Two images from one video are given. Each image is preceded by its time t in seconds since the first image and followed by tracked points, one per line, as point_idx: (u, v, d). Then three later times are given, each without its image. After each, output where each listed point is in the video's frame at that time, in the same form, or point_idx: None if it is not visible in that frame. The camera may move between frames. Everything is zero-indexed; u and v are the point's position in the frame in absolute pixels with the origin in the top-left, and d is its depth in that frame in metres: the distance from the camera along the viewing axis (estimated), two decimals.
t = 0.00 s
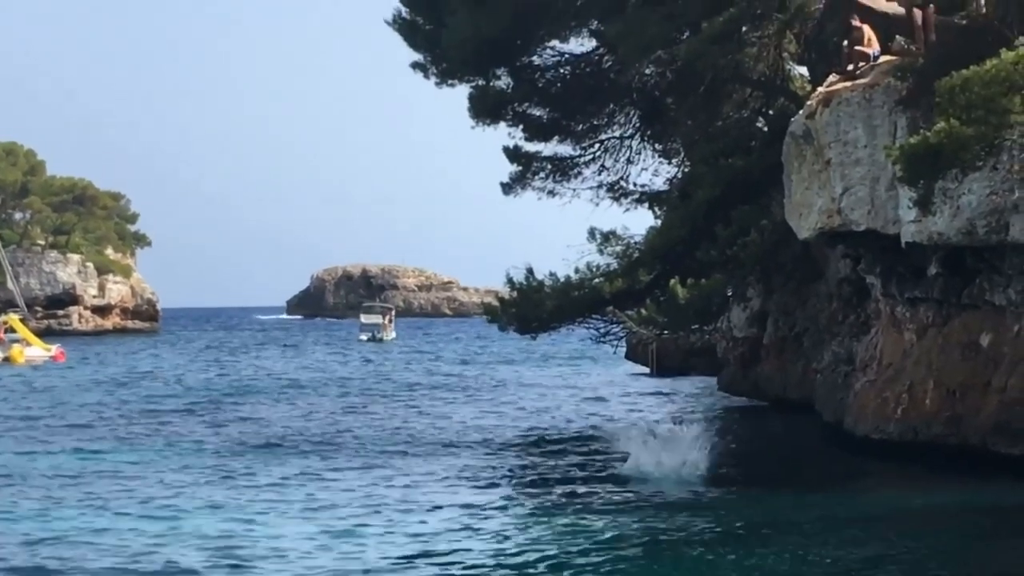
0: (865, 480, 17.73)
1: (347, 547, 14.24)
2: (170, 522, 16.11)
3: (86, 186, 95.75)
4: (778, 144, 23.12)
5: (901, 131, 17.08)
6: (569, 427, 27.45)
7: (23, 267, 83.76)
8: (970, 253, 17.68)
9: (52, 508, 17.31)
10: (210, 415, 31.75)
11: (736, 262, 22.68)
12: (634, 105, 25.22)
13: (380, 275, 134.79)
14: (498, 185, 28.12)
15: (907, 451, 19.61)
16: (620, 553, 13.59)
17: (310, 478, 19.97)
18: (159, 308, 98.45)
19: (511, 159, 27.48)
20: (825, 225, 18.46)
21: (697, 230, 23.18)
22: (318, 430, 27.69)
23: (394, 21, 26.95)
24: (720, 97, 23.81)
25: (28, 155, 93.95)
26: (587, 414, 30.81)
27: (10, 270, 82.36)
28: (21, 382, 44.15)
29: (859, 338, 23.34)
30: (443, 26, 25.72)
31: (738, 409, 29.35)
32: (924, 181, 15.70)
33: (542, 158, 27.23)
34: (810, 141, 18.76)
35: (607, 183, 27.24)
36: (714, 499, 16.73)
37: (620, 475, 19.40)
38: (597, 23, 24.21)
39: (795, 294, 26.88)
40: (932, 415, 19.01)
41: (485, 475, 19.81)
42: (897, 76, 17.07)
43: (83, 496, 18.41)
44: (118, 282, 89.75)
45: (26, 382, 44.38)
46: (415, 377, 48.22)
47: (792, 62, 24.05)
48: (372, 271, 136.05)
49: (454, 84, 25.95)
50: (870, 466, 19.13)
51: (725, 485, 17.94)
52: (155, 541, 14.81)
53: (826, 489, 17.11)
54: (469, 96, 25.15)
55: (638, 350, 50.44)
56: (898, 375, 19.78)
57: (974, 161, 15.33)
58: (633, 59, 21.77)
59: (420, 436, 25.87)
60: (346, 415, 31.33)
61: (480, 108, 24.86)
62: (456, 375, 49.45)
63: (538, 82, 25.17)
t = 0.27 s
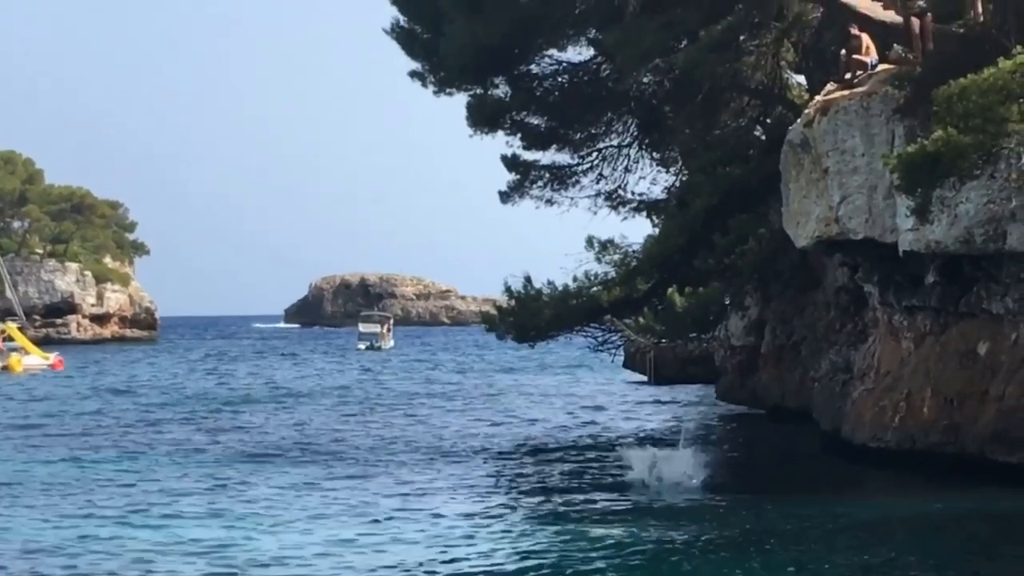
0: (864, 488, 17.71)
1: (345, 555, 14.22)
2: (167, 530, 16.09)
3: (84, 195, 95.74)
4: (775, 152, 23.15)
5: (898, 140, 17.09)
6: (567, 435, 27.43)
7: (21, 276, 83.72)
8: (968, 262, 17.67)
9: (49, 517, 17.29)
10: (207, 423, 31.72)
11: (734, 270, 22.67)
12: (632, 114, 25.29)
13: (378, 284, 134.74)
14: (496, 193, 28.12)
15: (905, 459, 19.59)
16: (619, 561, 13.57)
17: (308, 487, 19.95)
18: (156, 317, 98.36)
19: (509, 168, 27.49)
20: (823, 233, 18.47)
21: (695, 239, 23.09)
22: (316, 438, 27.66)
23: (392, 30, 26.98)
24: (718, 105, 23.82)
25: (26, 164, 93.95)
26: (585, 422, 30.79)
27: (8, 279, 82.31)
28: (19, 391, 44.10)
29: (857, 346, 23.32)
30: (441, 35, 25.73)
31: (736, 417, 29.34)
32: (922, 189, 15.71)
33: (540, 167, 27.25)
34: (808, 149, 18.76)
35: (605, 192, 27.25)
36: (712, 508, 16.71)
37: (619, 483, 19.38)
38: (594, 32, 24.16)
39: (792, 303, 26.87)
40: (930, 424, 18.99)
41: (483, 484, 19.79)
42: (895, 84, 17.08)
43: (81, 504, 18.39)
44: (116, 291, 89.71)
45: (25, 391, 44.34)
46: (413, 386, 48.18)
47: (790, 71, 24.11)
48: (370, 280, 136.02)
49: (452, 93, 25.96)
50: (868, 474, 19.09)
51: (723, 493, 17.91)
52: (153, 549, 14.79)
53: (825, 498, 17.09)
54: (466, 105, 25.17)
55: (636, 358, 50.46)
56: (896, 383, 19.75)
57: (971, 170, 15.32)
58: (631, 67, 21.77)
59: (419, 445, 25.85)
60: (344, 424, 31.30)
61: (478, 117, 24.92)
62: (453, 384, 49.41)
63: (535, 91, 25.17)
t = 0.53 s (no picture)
0: (862, 497, 17.72)
1: (342, 564, 14.21)
2: (165, 539, 16.08)
3: (83, 204, 95.72)
4: (774, 161, 23.19)
5: (896, 149, 17.11)
6: (565, 444, 27.41)
7: (19, 284, 83.71)
8: (965, 271, 17.67)
9: (47, 526, 17.28)
10: (205, 432, 31.69)
11: (732, 279, 22.68)
12: (630, 122, 25.35)
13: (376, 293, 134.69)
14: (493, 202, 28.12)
15: (904, 468, 19.59)
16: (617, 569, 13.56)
17: (306, 495, 19.93)
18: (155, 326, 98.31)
19: (507, 177, 27.51)
20: (820, 242, 18.47)
21: (693, 248, 23.11)
22: (314, 447, 27.63)
23: (389, 38, 27.00)
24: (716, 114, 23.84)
25: (25, 173, 93.93)
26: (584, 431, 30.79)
27: (7, 288, 82.28)
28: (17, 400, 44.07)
29: (855, 355, 23.31)
30: (438, 44, 25.73)
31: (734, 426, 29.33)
32: (920, 198, 15.72)
33: (538, 176, 27.27)
34: (805, 158, 18.77)
35: (603, 201, 27.26)
36: (710, 516, 16.69)
37: (616, 492, 19.37)
38: (592, 40, 24.02)
39: (790, 311, 26.86)
40: (929, 432, 18.99)
41: (480, 492, 19.77)
42: (892, 93, 17.15)
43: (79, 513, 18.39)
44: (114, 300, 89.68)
45: (22, 400, 44.29)
46: (411, 394, 48.15)
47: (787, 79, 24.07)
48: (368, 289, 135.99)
49: (450, 102, 26.01)
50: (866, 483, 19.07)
51: (720, 502, 17.89)
52: (151, 557, 14.78)
53: (823, 506, 17.07)
54: (464, 114, 25.20)
55: (634, 366, 50.41)
56: (894, 392, 19.74)
57: (969, 179, 15.33)
58: (628, 76, 21.72)
59: (417, 454, 25.82)
60: (342, 433, 31.27)
61: (476, 127, 24.95)
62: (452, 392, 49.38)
63: (533, 100, 25.17)
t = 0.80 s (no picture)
0: (860, 505, 17.71)
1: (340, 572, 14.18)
2: (163, 548, 16.05)
3: (81, 213, 95.66)
4: (771, 170, 23.21)
5: (894, 157, 17.12)
6: (562, 453, 27.38)
7: (17, 293, 83.64)
8: (963, 280, 17.68)
9: (44, 535, 17.24)
10: (203, 441, 31.63)
11: (729, 287, 22.68)
12: (628, 131, 25.41)
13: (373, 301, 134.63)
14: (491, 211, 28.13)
15: (902, 476, 19.59)
16: None
17: (303, 504, 19.89)
18: (153, 334, 98.22)
19: (504, 185, 27.52)
20: (818, 251, 18.48)
21: (691, 256, 23.13)
22: (311, 456, 27.59)
23: (388, 47, 27.03)
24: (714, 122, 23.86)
25: (22, 181, 93.90)
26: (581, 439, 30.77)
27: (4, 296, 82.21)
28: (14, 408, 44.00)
29: (853, 364, 23.31)
30: (436, 53, 25.75)
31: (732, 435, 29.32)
32: (917, 207, 15.74)
33: (535, 185, 27.28)
34: (803, 167, 18.78)
35: (601, 210, 27.26)
36: (708, 525, 16.67)
37: (615, 501, 19.32)
38: (589, 49, 23.95)
39: (788, 320, 26.86)
40: (926, 441, 18.98)
41: (478, 501, 19.73)
42: (890, 102, 17.17)
43: (75, 521, 18.37)
44: (112, 308, 89.61)
45: (19, 408, 44.20)
46: (409, 403, 48.09)
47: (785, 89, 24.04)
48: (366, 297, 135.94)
49: (448, 110, 26.06)
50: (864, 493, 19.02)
51: (718, 511, 17.87)
52: (149, 566, 14.76)
53: (822, 515, 17.04)
54: (462, 122, 25.26)
55: (632, 375, 50.37)
56: (892, 401, 19.73)
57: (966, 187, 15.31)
58: (626, 85, 21.70)
59: (414, 462, 25.78)
60: (339, 441, 31.22)
61: (474, 136, 25.00)
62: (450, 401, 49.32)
63: (531, 109, 25.17)
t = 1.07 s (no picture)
0: (856, 514, 17.69)
1: None
2: (161, 555, 16.04)
3: (79, 221, 95.66)
4: (768, 178, 23.26)
5: (891, 166, 17.16)
6: (560, 461, 27.38)
7: (15, 301, 83.59)
8: (960, 288, 17.71)
9: (42, 542, 17.22)
10: (201, 449, 31.61)
11: (727, 296, 22.70)
12: (626, 140, 25.48)
13: (371, 310, 134.58)
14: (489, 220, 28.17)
15: (898, 484, 19.57)
16: None
17: (301, 512, 19.88)
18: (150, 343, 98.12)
19: (502, 194, 27.55)
20: (815, 259, 18.54)
21: (689, 265, 23.17)
22: (309, 464, 27.58)
23: (386, 56, 27.10)
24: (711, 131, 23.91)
25: (20, 190, 93.92)
26: (579, 448, 30.73)
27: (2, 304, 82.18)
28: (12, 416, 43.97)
29: (849, 373, 23.33)
30: (435, 62, 25.77)
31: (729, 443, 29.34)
32: (914, 215, 15.77)
33: (533, 194, 27.32)
34: (800, 175, 18.82)
35: (598, 218, 27.31)
36: (705, 532, 16.67)
37: (613, 509, 19.32)
38: (587, 57, 23.94)
39: (785, 328, 26.89)
40: (923, 449, 18.99)
41: (476, 509, 19.73)
42: (887, 111, 17.24)
43: (72, 528, 18.35)
44: (110, 317, 89.59)
45: (17, 416, 44.17)
46: (406, 412, 48.07)
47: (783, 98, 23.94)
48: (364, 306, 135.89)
49: (446, 119, 26.12)
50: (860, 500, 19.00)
51: (716, 518, 17.87)
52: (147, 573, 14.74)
53: (819, 523, 17.04)
54: (460, 131, 25.41)
55: (631, 384, 50.37)
56: (888, 409, 19.73)
57: (963, 196, 15.35)
58: (624, 94, 21.73)
59: (412, 470, 25.78)
60: (337, 449, 31.23)
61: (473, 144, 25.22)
62: (448, 410, 49.29)
63: (529, 117, 25.21)
